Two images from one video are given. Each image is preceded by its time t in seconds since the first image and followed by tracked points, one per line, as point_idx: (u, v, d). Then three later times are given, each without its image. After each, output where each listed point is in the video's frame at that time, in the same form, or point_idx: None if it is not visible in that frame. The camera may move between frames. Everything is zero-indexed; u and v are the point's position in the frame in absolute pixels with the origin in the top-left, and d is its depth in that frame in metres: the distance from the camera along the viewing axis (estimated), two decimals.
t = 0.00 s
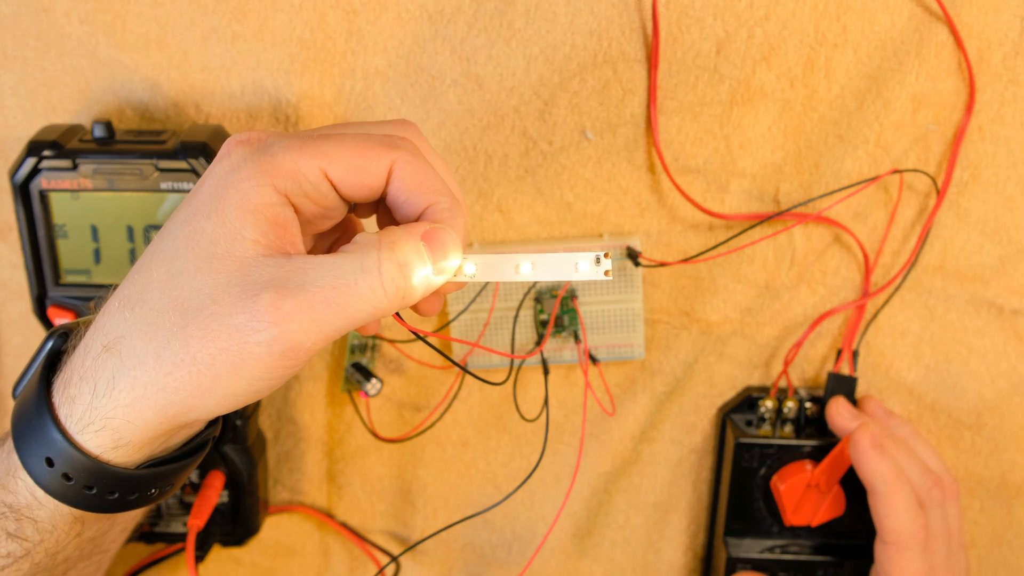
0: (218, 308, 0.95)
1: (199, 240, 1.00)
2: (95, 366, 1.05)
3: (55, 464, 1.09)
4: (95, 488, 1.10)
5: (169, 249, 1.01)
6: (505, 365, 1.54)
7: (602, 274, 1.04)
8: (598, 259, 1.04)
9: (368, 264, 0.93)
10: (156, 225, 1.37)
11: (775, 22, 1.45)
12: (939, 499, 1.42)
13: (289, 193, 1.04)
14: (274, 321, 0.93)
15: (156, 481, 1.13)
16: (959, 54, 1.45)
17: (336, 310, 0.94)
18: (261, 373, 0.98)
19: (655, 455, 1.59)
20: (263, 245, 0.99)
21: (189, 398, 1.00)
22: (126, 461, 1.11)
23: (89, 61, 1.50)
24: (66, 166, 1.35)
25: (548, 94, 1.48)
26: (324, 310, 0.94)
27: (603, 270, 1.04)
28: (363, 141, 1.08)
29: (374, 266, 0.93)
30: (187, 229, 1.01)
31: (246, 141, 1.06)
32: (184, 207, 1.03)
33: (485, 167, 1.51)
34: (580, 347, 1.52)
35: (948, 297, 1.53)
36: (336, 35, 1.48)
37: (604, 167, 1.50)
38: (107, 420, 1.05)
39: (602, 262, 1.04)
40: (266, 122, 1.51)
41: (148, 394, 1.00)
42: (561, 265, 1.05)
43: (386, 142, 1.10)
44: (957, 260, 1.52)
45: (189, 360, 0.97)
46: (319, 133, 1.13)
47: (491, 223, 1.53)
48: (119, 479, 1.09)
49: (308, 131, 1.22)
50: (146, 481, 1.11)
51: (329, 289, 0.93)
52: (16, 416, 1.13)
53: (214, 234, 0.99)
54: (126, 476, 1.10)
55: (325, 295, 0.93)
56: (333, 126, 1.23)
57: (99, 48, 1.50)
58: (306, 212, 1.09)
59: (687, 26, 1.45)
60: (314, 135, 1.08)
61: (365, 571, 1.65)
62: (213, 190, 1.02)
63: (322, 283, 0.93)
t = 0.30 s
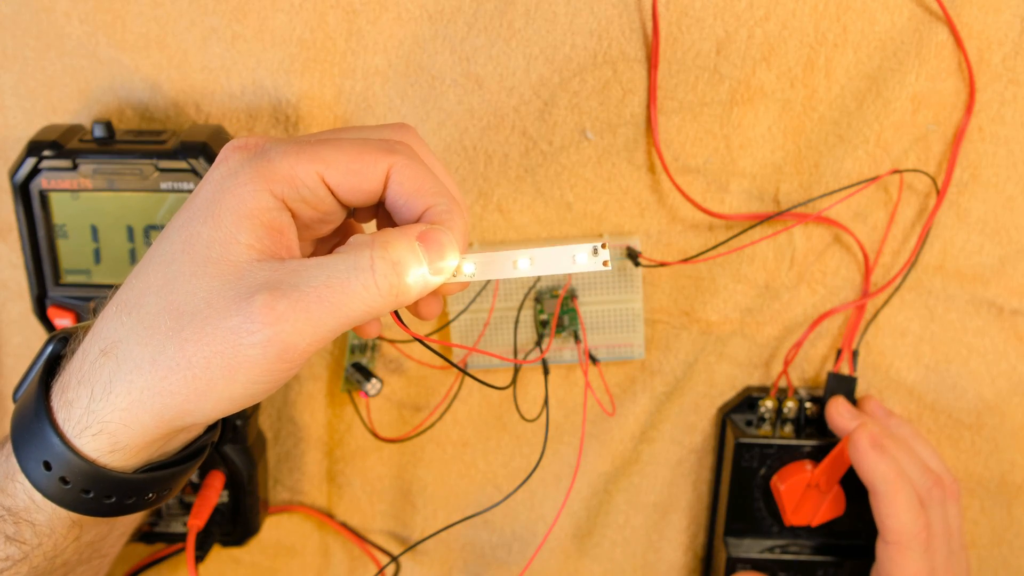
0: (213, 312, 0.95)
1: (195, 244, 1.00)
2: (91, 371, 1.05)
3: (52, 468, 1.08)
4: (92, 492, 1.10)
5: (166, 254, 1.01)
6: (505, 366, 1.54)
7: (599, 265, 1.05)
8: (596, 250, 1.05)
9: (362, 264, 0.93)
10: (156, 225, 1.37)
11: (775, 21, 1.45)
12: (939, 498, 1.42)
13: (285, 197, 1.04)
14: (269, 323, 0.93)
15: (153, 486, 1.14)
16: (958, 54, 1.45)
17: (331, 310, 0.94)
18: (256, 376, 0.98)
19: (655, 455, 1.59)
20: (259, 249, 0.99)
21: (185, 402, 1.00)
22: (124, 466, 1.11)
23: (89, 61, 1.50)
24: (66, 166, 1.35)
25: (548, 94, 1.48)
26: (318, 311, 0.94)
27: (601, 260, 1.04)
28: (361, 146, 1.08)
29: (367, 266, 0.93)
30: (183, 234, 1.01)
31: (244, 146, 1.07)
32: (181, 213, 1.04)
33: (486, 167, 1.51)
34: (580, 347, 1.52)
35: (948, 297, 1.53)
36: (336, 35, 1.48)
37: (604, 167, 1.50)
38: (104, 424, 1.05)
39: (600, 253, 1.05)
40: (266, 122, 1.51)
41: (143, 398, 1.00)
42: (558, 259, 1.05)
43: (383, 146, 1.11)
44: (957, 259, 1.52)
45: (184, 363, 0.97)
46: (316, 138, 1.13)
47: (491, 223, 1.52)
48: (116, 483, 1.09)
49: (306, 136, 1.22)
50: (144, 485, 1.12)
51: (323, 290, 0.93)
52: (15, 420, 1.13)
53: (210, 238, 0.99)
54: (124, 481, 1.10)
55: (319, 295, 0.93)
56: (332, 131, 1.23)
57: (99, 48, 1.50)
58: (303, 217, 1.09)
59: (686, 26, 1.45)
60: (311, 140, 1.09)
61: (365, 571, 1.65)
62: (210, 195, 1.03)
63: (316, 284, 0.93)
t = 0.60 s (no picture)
0: (216, 314, 0.96)
1: (197, 246, 1.00)
2: (95, 374, 1.05)
3: (56, 472, 1.09)
4: (96, 496, 1.10)
5: (169, 256, 1.01)
6: (505, 366, 1.54)
7: (604, 265, 1.04)
8: (601, 251, 1.04)
9: (365, 265, 0.93)
10: (156, 225, 1.37)
11: (775, 22, 1.45)
12: (939, 497, 1.43)
13: (288, 198, 1.05)
14: (272, 325, 0.93)
15: (157, 490, 1.14)
16: (959, 54, 1.45)
17: (334, 312, 0.94)
18: (260, 378, 0.98)
19: (655, 455, 1.59)
20: (262, 251, 0.99)
21: (189, 405, 1.00)
22: (127, 469, 1.11)
23: (89, 61, 1.50)
24: (66, 166, 1.35)
25: (548, 94, 1.48)
26: (322, 313, 0.94)
27: (605, 261, 1.04)
28: (363, 146, 1.08)
29: (371, 267, 0.93)
30: (186, 236, 1.01)
31: (246, 147, 1.07)
32: (183, 214, 1.04)
33: (485, 167, 1.51)
34: (580, 347, 1.52)
35: (948, 297, 1.53)
36: (336, 35, 1.48)
37: (604, 167, 1.50)
38: (108, 428, 1.05)
39: (605, 253, 1.04)
40: (266, 122, 1.51)
41: (147, 401, 1.01)
42: (563, 260, 1.05)
43: (386, 146, 1.11)
44: (957, 259, 1.52)
45: (188, 366, 0.97)
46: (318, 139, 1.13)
47: (491, 223, 1.53)
48: (120, 487, 1.10)
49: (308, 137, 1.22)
50: (148, 489, 1.12)
51: (326, 292, 0.93)
52: (17, 424, 1.13)
53: (213, 240, 1.00)
54: (127, 484, 1.10)
55: (323, 297, 0.93)
56: (334, 131, 1.23)
57: (99, 48, 1.50)
58: (306, 218, 1.09)
59: (687, 26, 1.45)
60: (313, 141, 1.09)
61: (366, 571, 1.65)
62: (212, 197, 1.02)
63: (319, 286, 0.93)
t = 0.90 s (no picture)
0: (218, 320, 0.96)
1: (198, 251, 1.00)
2: (95, 379, 1.05)
3: (56, 478, 1.09)
4: (96, 502, 1.10)
5: (169, 261, 1.01)
6: (505, 366, 1.54)
7: (609, 271, 1.05)
8: (606, 257, 1.05)
9: (367, 271, 0.93)
10: (156, 225, 1.38)
11: (775, 22, 1.45)
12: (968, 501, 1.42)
13: (290, 202, 1.04)
14: (274, 331, 0.93)
15: (157, 495, 1.14)
16: (958, 54, 1.45)
17: (336, 318, 0.94)
18: (261, 385, 0.98)
19: (654, 455, 1.59)
20: (264, 255, 1.00)
21: (190, 411, 1.00)
22: (128, 475, 1.11)
23: (89, 61, 1.50)
24: (66, 166, 1.35)
25: (548, 94, 1.48)
26: (324, 319, 0.94)
27: (611, 267, 1.04)
28: (365, 149, 1.08)
29: (373, 273, 0.93)
30: (186, 241, 1.01)
31: (247, 150, 1.06)
32: (184, 218, 1.03)
33: (485, 167, 1.51)
34: (580, 347, 1.52)
35: (947, 297, 1.53)
36: (336, 35, 1.48)
37: (604, 167, 1.50)
38: (108, 433, 1.06)
39: (609, 259, 1.05)
40: (266, 122, 1.51)
41: (148, 407, 1.01)
42: (567, 265, 1.05)
43: (389, 149, 1.10)
44: (956, 259, 1.52)
45: (189, 372, 0.97)
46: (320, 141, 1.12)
47: (491, 223, 1.53)
48: (120, 493, 1.10)
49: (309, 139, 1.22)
50: (148, 495, 1.13)
51: (328, 298, 0.93)
52: (16, 429, 1.13)
53: (214, 245, 0.99)
54: (127, 491, 1.10)
55: (325, 303, 0.93)
56: (335, 133, 1.23)
57: (99, 48, 1.50)
58: (308, 221, 1.09)
59: (687, 26, 1.45)
60: (315, 144, 1.08)
61: (365, 571, 1.65)
62: (213, 201, 1.02)
63: (322, 292, 0.94)
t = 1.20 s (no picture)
0: (218, 322, 0.96)
1: (198, 253, 1.00)
2: (95, 382, 1.05)
3: (56, 481, 1.09)
4: (96, 505, 1.10)
5: (169, 264, 1.01)
6: (505, 366, 1.54)
7: (608, 275, 1.05)
8: (605, 260, 1.05)
9: (368, 273, 0.93)
10: (156, 224, 1.38)
11: (775, 21, 1.45)
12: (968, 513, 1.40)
13: (289, 204, 1.04)
14: (274, 334, 0.93)
15: (157, 497, 1.14)
16: (958, 54, 1.45)
17: (337, 321, 0.94)
18: (262, 387, 0.99)
19: (654, 455, 1.59)
20: (264, 258, 1.00)
21: (190, 413, 1.00)
22: (128, 478, 1.11)
23: (89, 61, 1.50)
24: (66, 166, 1.35)
25: (548, 94, 1.48)
26: (324, 322, 0.94)
27: (609, 271, 1.04)
28: (364, 150, 1.08)
29: (374, 275, 0.93)
30: (186, 244, 1.01)
31: (246, 153, 1.06)
32: (183, 221, 1.03)
33: (486, 167, 1.51)
34: (580, 347, 1.52)
35: (946, 297, 1.53)
36: (336, 35, 1.48)
37: (604, 167, 1.50)
38: (108, 436, 1.06)
39: (609, 263, 1.05)
40: (266, 122, 1.51)
41: (149, 410, 1.01)
42: (567, 268, 1.05)
43: (387, 150, 1.10)
44: (955, 259, 1.52)
45: (189, 375, 0.97)
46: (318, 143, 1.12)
47: (491, 223, 1.53)
48: (120, 495, 1.10)
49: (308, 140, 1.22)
50: (148, 497, 1.13)
51: (329, 301, 0.93)
52: (16, 432, 1.13)
53: (214, 247, 1.00)
54: (127, 493, 1.10)
55: (326, 306, 0.93)
56: (334, 135, 1.23)
57: (99, 48, 1.50)
58: (307, 223, 1.09)
59: (686, 26, 1.45)
60: (314, 145, 1.08)
61: (366, 571, 1.65)
62: (212, 203, 1.02)
63: (322, 295, 0.94)
